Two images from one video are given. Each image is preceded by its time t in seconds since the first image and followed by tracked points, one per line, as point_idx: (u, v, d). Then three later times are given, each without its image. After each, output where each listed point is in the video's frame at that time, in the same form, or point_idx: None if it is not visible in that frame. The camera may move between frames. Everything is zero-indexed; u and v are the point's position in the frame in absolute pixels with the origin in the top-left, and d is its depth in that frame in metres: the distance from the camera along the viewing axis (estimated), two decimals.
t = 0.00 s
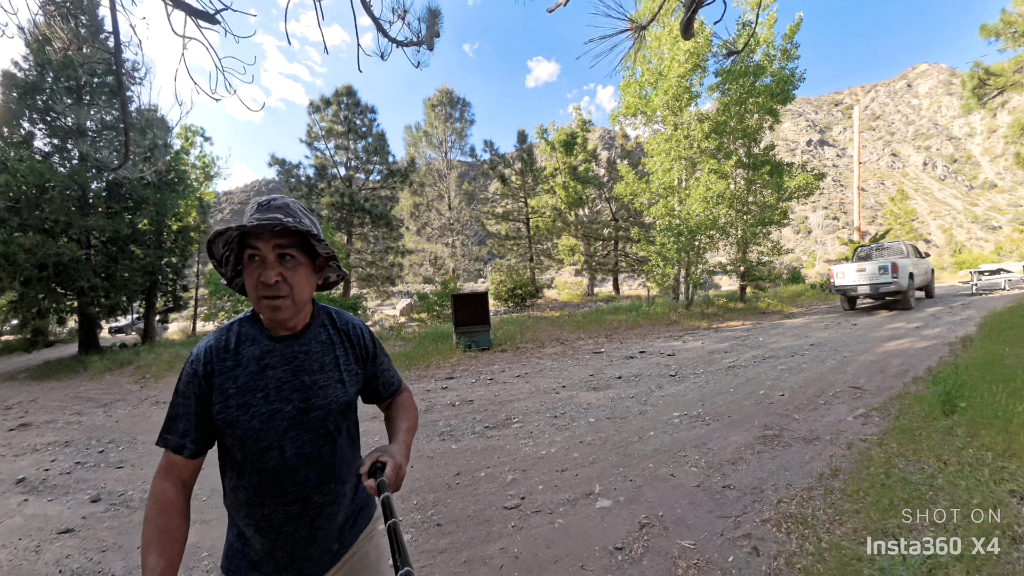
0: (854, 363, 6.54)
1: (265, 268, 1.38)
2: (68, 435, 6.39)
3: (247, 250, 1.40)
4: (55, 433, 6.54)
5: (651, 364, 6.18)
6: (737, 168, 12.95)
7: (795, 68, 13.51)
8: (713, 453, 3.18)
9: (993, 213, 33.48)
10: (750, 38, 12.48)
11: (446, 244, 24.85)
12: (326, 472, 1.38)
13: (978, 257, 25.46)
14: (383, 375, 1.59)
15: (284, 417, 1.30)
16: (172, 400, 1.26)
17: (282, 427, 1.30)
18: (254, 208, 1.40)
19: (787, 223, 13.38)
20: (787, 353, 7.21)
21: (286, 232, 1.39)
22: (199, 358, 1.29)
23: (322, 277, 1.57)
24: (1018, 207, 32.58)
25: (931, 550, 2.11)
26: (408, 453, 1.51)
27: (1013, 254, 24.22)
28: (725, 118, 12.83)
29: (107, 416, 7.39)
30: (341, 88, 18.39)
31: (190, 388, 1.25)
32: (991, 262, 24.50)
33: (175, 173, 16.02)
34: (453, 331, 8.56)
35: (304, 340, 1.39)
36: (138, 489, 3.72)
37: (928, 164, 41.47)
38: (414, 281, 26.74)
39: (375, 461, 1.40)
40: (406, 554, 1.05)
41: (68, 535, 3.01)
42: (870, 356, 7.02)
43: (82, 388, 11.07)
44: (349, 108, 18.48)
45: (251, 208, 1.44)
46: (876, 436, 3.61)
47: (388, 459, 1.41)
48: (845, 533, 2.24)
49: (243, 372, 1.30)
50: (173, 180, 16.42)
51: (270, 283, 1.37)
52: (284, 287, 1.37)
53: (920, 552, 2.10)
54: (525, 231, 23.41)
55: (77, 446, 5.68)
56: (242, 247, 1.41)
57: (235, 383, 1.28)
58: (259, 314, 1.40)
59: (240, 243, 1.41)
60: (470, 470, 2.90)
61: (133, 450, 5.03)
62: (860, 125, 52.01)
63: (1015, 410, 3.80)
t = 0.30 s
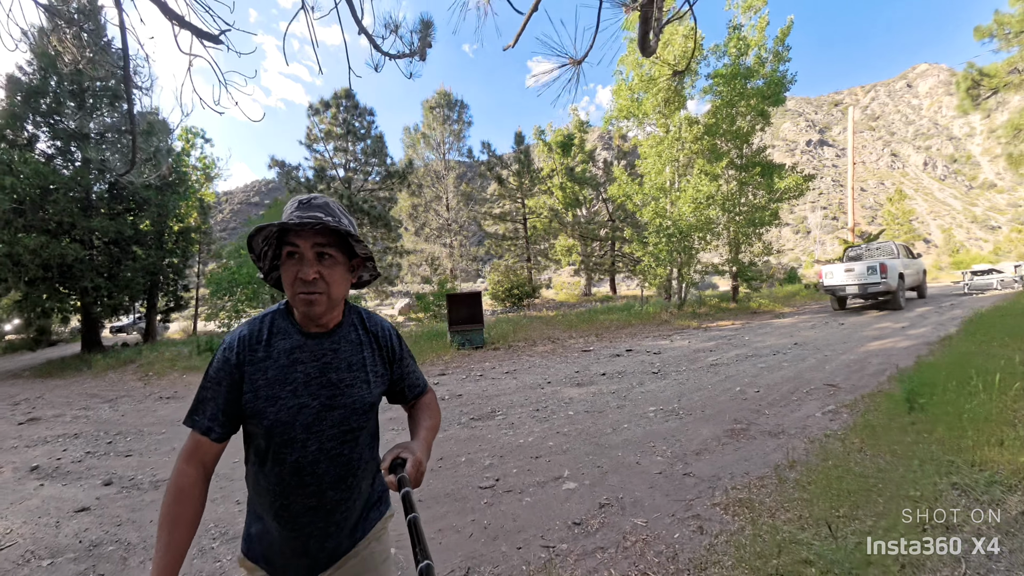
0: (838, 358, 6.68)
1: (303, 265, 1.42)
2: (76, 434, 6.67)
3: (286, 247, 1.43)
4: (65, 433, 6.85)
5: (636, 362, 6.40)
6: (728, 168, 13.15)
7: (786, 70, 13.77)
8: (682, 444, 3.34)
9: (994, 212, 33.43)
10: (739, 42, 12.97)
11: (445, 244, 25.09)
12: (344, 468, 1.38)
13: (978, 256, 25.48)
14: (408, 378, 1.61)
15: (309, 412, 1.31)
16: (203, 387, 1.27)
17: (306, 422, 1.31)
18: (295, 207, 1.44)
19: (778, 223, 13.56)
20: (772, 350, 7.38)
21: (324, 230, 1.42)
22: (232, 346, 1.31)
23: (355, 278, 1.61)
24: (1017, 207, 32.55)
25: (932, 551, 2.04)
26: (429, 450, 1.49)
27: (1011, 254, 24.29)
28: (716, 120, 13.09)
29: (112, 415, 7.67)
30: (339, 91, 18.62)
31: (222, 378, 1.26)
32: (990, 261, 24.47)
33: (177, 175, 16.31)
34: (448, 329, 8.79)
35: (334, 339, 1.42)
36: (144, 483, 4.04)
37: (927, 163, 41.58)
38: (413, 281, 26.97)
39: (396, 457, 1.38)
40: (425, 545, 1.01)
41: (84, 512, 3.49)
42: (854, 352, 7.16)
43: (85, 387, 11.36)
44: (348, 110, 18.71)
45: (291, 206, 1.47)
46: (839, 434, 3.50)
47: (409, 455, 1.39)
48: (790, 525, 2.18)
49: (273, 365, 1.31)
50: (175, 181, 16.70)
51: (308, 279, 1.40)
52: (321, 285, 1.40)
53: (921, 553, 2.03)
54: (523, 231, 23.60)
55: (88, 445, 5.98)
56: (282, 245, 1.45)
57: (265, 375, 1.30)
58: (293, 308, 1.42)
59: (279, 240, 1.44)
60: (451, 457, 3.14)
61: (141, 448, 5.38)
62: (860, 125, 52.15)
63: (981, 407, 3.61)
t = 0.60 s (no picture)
0: (822, 356, 6.87)
1: (329, 245, 1.54)
2: (88, 432, 7.02)
3: (314, 228, 1.57)
4: (78, 431, 7.21)
5: (623, 362, 6.66)
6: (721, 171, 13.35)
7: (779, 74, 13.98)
8: (656, 439, 3.55)
9: (994, 212, 33.40)
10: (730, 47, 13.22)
11: (444, 245, 25.35)
12: (358, 436, 1.48)
13: (977, 256, 25.50)
14: (426, 359, 1.70)
15: (326, 375, 1.43)
16: (239, 343, 1.47)
17: (323, 385, 1.43)
18: (322, 191, 1.57)
19: (770, 226, 13.78)
20: (759, 350, 7.61)
21: (349, 214, 1.56)
22: (262, 312, 1.48)
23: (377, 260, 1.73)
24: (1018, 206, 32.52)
25: (929, 551, 2.01)
26: (446, 431, 1.59)
27: (1009, 255, 24.40)
28: (708, 125, 13.35)
29: (121, 413, 8.00)
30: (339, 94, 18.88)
31: (254, 336, 1.45)
32: (990, 262, 24.45)
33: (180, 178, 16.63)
34: (445, 330, 9.05)
35: (354, 314, 1.54)
36: (157, 476, 4.39)
37: (928, 163, 41.66)
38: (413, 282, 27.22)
39: (413, 434, 1.50)
40: (437, 521, 1.11)
41: (102, 500, 4.04)
42: (839, 350, 7.34)
43: (90, 387, 11.68)
44: (347, 114, 18.94)
45: (318, 190, 1.60)
46: (804, 431, 3.43)
47: (425, 433, 1.50)
48: (740, 511, 2.27)
49: (296, 331, 1.46)
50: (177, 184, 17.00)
51: (334, 259, 1.52)
52: (346, 264, 1.53)
53: (918, 553, 2.00)
54: (522, 233, 23.79)
55: (99, 441, 6.35)
56: (310, 227, 1.58)
57: (289, 340, 1.45)
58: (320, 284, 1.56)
59: (308, 222, 1.58)
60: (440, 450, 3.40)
61: (151, 443, 5.73)
62: (861, 125, 52.19)
63: (940, 405, 3.53)
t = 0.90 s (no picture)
0: (808, 355, 7.12)
1: (332, 268, 1.62)
2: (101, 427, 7.32)
3: (318, 250, 1.65)
4: (92, 426, 7.52)
5: (616, 360, 6.93)
6: (715, 174, 13.62)
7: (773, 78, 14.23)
8: (639, 430, 3.79)
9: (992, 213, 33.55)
10: (724, 53, 13.50)
11: (444, 246, 25.59)
12: (376, 445, 1.57)
13: (974, 256, 25.66)
14: (437, 365, 1.72)
15: (339, 390, 1.52)
16: (258, 363, 1.61)
17: (337, 399, 1.53)
18: (320, 214, 1.65)
19: (764, 227, 14.04)
20: (748, 349, 7.86)
21: (347, 235, 1.62)
22: (276, 333, 1.60)
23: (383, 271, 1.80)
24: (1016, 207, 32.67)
25: (929, 551, 2.00)
26: (459, 439, 1.58)
27: (1006, 256, 24.54)
28: (702, 129, 13.62)
29: (132, 410, 8.29)
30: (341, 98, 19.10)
31: (270, 357, 1.59)
32: (987, 262, 24.61)
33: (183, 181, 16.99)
34: (445, 329, 9.33)
35: (363, 327, 1.62)
36: (173, 466, 4.68)
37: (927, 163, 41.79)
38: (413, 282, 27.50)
39: (425, 442, 1.48)
40: (452, 529, 1.07)
41: (123, 488, 4.32)
42: (826, 348, 7.58)
43: (98, 384, 11.99)
44: (349, 116, 19.19)
45: (319, 213, 1.68)
46: (777, 423, 3.50)
47: (438, 441, 1.49)
48: (701, 489, 2.48)
49: (307, 350, 1.56)
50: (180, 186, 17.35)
51: (338, 281, 1.60)
52: (350, 285, 1.60)
53: (918, 553, 1.99)
54: (521, 233, 24.03)
55: (113, 435, 6.64)
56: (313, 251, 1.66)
57: (302, 358, 1.56)
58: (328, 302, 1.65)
59: (309, 245, 1.67)
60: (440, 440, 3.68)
61: (165, 436, 6.02)
62: (860, 125, 52.33)
63: (903, 402, 3.54)
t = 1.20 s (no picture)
0: (794, 355, 7.40)
1: (320, 255, 1.64)
2: (114, 425, 7.61)
3: (305, 238, 1.66)
4: (106, 424, 7.82)
5: (609, 361, 7.22)
6: (709, 179, 13.91)
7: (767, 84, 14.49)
8: (625, 426, 4.05)
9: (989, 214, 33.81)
10: (717, 60, 13.80)
11: (444, 247, 25.86)
12: (378, 432, 1.60)
13: (970, 257, 25.91)
14: (438, 351, 1.71)
15: (339, 378, 1.56)
16: (263, 356, 1.69)
17: (337, 387, 1.57)
18: (307, 202, 1.65)
19: (757, 230, 14.33)
20: (737, 350, 8.15)
21: (332, 220, 1.62)
22: (276, 326, 1.67)
23: (377, 258, 1.81)
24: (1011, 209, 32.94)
25: (929, 551, 2.09)
26: (462, 425, 1.53)
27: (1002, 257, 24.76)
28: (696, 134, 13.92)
29: (142, 409, 8.59)
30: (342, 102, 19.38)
31: (274, 349, 1.66)
32: (984, 262, 24.82)
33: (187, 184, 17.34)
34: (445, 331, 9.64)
35: (361, 314, 1.65)
36: (189, 460, 4.97)
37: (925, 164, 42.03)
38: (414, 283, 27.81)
39: (429, 429, 1.44)
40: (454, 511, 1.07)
41: (143, 481, 4.60)
42: (812, 349, 7.86)
43: (106, 385, 12.30)
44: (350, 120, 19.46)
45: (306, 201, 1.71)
46: (752, 421, 3.72)
47: (440, 427, 1.45)
48: (671, 477, 2.73)
49: (306, 340, 1.62)
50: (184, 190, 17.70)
51: (325, 268, 1.62)
52: (338, 271, 1.62)
53: (919, 553, 2.07)
54: (520, 235, 24.31)
55: (127, 433, 6.93)
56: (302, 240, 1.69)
57: (302, 348, 1.61)
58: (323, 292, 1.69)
59: (298, 234, 1.68)
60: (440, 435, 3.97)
61: (178, 433, 6.31)
62: (859, 126, 52.58)
63: (867, 403, 3.69)
